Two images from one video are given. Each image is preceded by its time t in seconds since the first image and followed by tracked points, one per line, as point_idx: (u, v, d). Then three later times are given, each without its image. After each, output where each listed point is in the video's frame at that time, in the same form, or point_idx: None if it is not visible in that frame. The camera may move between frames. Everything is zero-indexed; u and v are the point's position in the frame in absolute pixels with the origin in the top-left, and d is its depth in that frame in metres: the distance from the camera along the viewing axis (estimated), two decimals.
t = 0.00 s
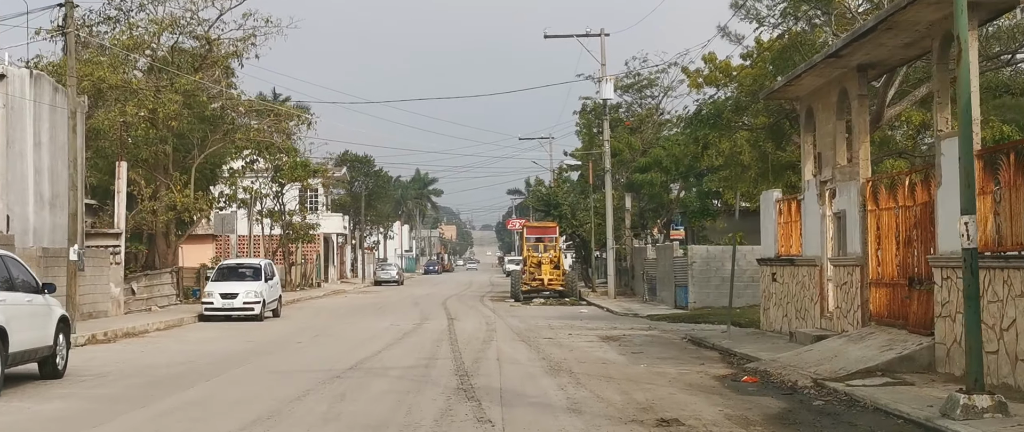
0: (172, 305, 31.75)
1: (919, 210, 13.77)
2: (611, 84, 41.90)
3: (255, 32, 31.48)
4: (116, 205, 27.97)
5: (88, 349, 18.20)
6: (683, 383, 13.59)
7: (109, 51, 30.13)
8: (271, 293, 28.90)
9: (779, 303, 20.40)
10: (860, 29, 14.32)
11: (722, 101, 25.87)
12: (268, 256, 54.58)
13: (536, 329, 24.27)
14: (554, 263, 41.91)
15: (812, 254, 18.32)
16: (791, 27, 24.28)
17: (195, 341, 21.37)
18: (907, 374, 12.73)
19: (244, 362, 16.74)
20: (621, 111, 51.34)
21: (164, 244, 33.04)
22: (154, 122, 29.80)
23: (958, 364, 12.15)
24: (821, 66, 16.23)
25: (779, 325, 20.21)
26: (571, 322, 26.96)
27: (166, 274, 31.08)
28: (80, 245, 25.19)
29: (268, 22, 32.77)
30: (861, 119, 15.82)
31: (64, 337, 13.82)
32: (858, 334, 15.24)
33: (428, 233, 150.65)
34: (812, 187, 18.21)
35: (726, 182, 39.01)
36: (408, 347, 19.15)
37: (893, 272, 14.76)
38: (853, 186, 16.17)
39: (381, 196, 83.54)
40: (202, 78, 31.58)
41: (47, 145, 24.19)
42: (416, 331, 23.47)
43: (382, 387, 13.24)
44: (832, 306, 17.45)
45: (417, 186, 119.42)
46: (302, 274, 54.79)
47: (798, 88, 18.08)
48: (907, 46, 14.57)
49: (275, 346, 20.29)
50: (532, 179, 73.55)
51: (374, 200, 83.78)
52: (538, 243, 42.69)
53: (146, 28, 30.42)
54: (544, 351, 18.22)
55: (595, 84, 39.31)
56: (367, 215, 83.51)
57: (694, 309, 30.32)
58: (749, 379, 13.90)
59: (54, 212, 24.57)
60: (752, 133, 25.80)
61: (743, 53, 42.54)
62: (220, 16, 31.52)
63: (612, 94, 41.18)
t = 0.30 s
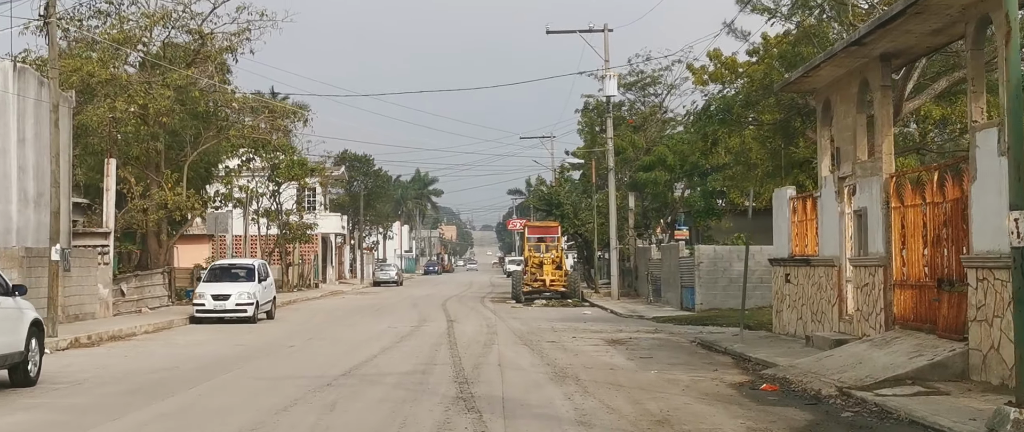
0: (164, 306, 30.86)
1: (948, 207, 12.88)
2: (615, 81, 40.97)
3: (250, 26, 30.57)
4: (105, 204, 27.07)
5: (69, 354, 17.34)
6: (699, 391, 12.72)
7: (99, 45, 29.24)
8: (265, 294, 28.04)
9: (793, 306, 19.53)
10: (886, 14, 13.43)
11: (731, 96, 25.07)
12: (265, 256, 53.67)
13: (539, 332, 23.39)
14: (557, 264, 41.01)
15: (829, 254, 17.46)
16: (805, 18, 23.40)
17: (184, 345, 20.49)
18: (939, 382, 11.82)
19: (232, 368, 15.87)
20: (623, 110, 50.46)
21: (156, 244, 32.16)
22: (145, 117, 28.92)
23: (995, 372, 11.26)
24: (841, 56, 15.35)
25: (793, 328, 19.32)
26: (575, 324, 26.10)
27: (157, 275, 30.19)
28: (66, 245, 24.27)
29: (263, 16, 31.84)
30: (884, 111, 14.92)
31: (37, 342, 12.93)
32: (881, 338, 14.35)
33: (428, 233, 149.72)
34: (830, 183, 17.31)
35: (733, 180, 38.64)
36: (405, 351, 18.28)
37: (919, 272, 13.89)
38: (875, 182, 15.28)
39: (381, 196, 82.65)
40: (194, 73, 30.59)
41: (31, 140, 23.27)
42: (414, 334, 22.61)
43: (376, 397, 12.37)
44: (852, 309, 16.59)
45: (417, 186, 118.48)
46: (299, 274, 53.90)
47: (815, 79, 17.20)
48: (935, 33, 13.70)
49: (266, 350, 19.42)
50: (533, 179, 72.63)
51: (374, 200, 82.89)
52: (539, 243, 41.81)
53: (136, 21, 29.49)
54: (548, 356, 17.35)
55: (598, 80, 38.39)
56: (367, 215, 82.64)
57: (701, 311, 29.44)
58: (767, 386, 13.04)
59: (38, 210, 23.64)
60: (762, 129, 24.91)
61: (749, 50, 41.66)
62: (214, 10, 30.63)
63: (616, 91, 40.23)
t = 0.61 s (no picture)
0: (157, 307, 30.01)
1: (983, 202, 12.04)
2: (619, 77, 40.10)
3: (244, 20, 29.75)
4: (95, 202, 26.23)
5: (50, 359, 16.49)
6: (717, 401, 11.90)
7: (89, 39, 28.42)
8: (260, 295, 27.19)
9: (809, 307, 18.70)
10: None
11: (741, 90, 24.23)
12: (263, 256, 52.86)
13: (543, 335, 22.55)
14: (560, 264, 40.18)
15: (848, 253, 16.64)
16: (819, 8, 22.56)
17: (173, 348, 19.65)
18: (977, 391, 10.98)
19: (220, 374, 15.04)
20: (626, 107, 49.59)
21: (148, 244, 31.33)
22: (136, 114, 28.11)
23: None
24: (863, 43, 14.50)
25: (809, 331, 18.49)
26: (579, 327, 25.26)
27: (149, 276, 29.33)
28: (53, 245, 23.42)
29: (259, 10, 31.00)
30: (910, 101, 14.07)
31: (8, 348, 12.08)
32: (908, 343, 13.52)
33: (429, 233, 148.90)
34: (849, 179, 16.48)
35: (740, 178, 37.89)
36: (404, 355, 17.44)
37: (949, 272, 13.05)
38: (899, 177, 14.45)
39: (381, 196, 81.80)
40: (188, 68, 29.91)
41: (16, 136, 22.42)
42: (413, 337, 21.78)
43: (371, 406, 11.55)
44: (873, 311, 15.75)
45: (418, 186, 117.64)
46: (297, 275, 53.07)
47: (834, 69, 16.35)
48: (966, 17, 12.85)
49: (259, 354, 18.58)
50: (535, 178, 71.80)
51: (374, 200, 82.05)
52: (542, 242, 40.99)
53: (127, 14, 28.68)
54: (554, 360, 16.51)
55: (601, 76, 37.55)
56: (367, 214, 81.77)
57: (709, 312, 28.60)
58: (790, 394, 12.20)
59: (23, 208, 22.80)
60: (773, 124, 24.08)
61: (755, 45, 40.78)
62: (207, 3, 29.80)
63: (620, 87, 39.36)
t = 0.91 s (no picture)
0: (147, 309, 29.13)
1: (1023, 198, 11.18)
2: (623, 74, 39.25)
3: (238, 12, 28.90)
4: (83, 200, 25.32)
5: (26, 364, 15.60)
6: (736, 412, 11.02)
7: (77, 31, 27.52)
8: (253, 296, 26.33)
9: (826, 310, 17.86)
10: None
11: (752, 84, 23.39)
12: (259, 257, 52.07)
13: (546, 338, 21.69)
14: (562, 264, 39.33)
15: (870, 254, 15.81)
16: None
17: (159, 352, 18.81)
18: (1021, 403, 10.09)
19: (205, 381, 14.17)
20: (630, 105, 48.73)
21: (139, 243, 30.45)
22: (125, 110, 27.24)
23: None
24: (890, 30, 13.65)
25: (826, 336, 17.64)
26: (583, 329, 24.40)
27: (139, 275, 28.48)
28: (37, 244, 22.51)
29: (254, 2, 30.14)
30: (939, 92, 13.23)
31: None
32: (938, 349, 12.65)
33: (429, 233, 148.01)
34: (870, 175, 15.64)
35: (747, 176, 37.05)
36: (401, 360, 16.57)
37: (983, 274, 12.18)
38: (927, 173, 13.59)
39: (380, 195, 80.91)
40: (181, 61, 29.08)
41: None
42: (411, 340, 20.91)
43: (362, 418, 10.66)
44: (897, 315, 14.91)
45: (418, 185, 116.75)
46: (294, 275, 52.19)
47: (855, 59, 15.50)
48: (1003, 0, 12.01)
49: (248, 358, 17.69)
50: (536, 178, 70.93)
51: (373, 200, 81.16)
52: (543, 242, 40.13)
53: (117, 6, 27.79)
54: (558, 367, 15.66)
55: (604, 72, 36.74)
56: (366, 214, 80.90)
57: (717, 314, 27.74)
58: (815, 405, 11.33)
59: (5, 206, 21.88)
60: (786, 119, 23.23)
61: (762, 41, 39.97)
62: None
63: (624, 84, 38.52)
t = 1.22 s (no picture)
0: (140, 311, 28.28)
1: None
2: (628, 71, 38.38)
3: (235, 7, 28.07)
4: (72, 199, 24.45)
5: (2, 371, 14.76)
6: (761, 426, 10.16)
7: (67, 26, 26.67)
8: (248, 299, 25.49)
9: (846, 314, 16.98)
10: None
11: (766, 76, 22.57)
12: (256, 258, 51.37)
13: (552, 343, 20.83)
14: (566, 266, 38.46)
15: (895, 254, 14.93)
16: None
17: (146, 357, 17.97)
18: None
19: (190, 390, 13.32)
20: (635, 104, 47.90)
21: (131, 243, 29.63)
22: (117, 107, 26.41)
23: None
24: (920, 15, 12.76)
25: (848, 340, 16.77)
26: (588, 333, 23.55)
27: (131, 277, 27.66)
28: (22, 244, 21.67)
29: None
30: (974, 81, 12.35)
31: None
32: (975, 356, 11.76)
33: (431, 235, 147.20)
34: (896, 171, 14.76)
35: (757, 176, 36.22)
36: (399, 367, 15.71)
37: None
38: (959, 168, 12.71)
39: (381, 196, 80.08)
40: (174, 56, 28.23)
41: None
42: (410, 344, 20.07)
43: None
44: (926, 319, 14.03)
45: (420, 186, 115.95)
46: (293, 276, 51.37)
47: (881, 48, 14.63)
48: None
49: (239, 364, 16.84)
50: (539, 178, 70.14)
51: (374, 201, 80.34)
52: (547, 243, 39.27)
53: None
54: (565, 374, 14.80)
55: (610, 68, 35.94)
56: (367, 215, 80.07)
57: (727, 317, 26.92)
58: (845, 418, 10.45)
59: None
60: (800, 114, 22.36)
61: (771, 38, 39.14)
62: None
63: (630, 81, 37.67)
